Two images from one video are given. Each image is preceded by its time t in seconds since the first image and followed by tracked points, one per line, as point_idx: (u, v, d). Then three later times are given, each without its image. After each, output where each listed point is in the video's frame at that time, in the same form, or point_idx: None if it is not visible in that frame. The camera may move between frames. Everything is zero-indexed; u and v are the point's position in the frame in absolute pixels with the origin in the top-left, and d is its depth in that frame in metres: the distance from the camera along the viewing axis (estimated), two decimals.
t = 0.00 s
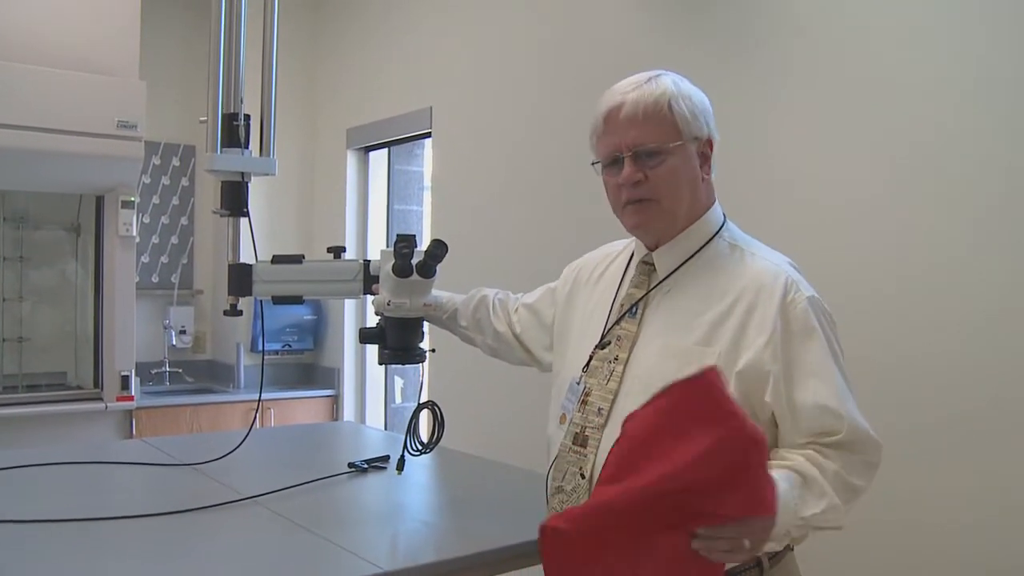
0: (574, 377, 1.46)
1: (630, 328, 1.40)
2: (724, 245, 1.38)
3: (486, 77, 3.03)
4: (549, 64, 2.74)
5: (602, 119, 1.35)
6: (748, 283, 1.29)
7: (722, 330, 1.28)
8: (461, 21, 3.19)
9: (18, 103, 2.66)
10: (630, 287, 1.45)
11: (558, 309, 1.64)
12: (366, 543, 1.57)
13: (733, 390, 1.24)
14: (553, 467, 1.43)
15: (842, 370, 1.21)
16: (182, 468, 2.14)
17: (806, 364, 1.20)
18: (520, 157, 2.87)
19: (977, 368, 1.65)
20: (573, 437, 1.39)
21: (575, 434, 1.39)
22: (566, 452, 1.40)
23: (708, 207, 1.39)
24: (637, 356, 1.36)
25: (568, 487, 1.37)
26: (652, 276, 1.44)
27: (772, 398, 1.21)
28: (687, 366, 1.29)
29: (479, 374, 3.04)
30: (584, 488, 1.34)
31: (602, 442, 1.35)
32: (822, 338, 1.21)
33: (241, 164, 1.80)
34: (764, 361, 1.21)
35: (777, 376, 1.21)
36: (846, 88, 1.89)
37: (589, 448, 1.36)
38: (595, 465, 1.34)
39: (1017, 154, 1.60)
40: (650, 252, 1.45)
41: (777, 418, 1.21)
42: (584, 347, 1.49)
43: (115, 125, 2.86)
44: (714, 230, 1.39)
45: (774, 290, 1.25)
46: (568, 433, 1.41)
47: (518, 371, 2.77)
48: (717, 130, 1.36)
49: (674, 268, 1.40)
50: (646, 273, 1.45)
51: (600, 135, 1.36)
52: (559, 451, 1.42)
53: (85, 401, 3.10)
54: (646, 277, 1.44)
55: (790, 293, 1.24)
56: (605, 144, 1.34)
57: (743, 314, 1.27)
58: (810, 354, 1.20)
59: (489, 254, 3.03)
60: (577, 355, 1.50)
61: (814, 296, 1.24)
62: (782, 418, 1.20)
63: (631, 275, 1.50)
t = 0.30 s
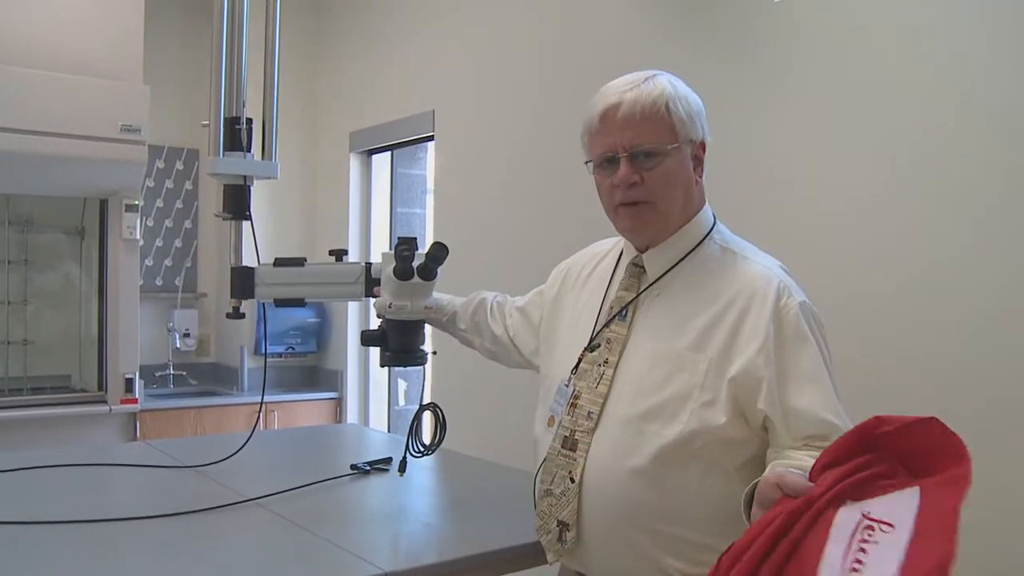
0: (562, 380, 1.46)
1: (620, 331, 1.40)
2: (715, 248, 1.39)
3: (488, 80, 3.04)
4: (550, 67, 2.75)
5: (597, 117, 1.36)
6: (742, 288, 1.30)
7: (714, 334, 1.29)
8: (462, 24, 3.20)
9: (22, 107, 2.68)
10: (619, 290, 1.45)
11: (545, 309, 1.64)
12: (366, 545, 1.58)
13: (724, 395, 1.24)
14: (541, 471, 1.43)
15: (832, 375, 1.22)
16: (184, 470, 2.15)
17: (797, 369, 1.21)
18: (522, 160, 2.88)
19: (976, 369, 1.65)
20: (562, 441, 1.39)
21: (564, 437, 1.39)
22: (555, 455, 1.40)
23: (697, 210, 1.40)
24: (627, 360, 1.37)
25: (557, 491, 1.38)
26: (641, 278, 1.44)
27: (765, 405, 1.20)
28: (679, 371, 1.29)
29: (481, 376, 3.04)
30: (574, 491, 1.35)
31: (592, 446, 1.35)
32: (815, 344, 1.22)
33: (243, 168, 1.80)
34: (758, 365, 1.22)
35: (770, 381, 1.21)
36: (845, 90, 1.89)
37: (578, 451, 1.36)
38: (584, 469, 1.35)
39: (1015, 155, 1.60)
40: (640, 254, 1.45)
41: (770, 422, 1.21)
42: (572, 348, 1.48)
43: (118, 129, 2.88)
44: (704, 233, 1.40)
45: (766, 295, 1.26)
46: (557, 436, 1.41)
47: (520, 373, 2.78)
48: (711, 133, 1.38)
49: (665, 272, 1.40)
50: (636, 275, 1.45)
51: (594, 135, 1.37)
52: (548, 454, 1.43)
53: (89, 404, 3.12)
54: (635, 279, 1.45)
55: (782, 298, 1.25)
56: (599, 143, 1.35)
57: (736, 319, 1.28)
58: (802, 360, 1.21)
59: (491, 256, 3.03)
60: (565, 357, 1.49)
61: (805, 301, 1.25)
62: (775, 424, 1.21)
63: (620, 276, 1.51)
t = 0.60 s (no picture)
0: (558, 373, 1.46)
1: (618, 324, 1.40)
2: (713, 241, 1.40)
3: (493, 74, 3.04)
4: (555, 62, 2.74)
5: (594, 108, 1.35)
6: (742, 283, 1.30)
7: (715, 329, 1.29)
8: (467, 19, 3.20)
9: (29, 101, 2.69)
10: (617, 283, 1.45)
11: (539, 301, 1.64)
12: (369, 538, 1.58)
13: (725, 391, 1.25)
14: (535, 464, 1.43)
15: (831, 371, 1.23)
16: (189, 463, 2.16)
17: (798, 365, 1.22)
18: (526, 155, 2.88)
19: (978, 367, 1.64)
20: (558, 434, 1.39)
21: (560, 430, 1.39)
22: (550, 448, 1.40)
23: (695, 204, 1.40)
24: (625, 353, 1.37)
25: (552, 485, 1.38)
26: (638, 271, 1.44)
27: (768, 401, 1.21)
28: (679, 365, 1.29)
29: (485, 372, 3.05)
30: (570, 485, 1.35)
31: (589, 439, 1.35)
32: (815, 342, 1.23)
33: (248, 162, 1.81)
34: (759, 361, 1.22)
35: (772, 377, 1.21)
36: (848, 86, 1.88)
37: (575, 445, 1.36)
38: (581, 462, 1.34)
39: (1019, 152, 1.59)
40: (638, 247, 1.45)
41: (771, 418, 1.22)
42: (569, 341, 1.48)
43: (124, 124, 2.89)
44: (702, 227, 1.41)
45: (768, 291, 1.26)
46: (552, 429, 1.41)
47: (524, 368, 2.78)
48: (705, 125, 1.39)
49: (663, 265, 1.40)
50: (633, 268, 1.45)
51: (591, 125, 1.37)
52: (542, 447, 1.42)
53: (95, 397, 3.13)
54: (632, 272, 1.45)
55: (783, 294, 1.26)
56: (597, 133, 1.35)
57: (736, 314, 1.28)
58: (803, 356, 1.22)
59: (496, 252, 3.03)
60: (560, 349, 1.49)
61: (804, 297, 1.27)
62: (776, 421, 1.21)
63: (616, 269, 1.51)
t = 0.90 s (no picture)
0: (555, 381, 1.46)
1: (616, 332, 1.40)
2: (711, 249, 1.40)
3: (493, 84, 3.05)
4: (555, 71, 2.75)
5: (594, 113, 1.35)
6: (742, 291, 1.30)
7: (715, 337, 1.29)
8: (467, 29, 3.21)
9: (31, 113, 2.70)
10: (615, 291, 1.45)
11: (535, 310, 1.64)
12: (370, 548, 1.58)
13: (727, 399, 1.24)
14: (533, 474, 1.42)
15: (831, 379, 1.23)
16: (190, 474, 2.16)
17: (800, 374, 1.22)
18: (526, 164, 2.88)
19: (980, 372, 1.64)
20: (556, 443, 1.39)
21: (558, 440, 1.38)
22: (548, 458, 1.39)
23: (693, 212, 1.41)
24: (624, 362, 1.37)
25: (550, 495, 1.37)
26: (636, 279, 1.44)
27: (769, 409, 1.20)
28: (681, 373, 1.29)
29: (487, 380, 3.04)
30: (570, 495, 1.34)
31: (589, 448, 1.34)
32: (816, 351, 1.23)
33: (249, 173, 1.81)
34: (760, 370, 1.22)
35: (774, 385, 1.21)
36: (847, 93, 1.89)
37: (574, 454, 1.36)
38: (580, 472, 1.34)
39: (1019, 157, 1.60)
40: (635, 255, 1.45)
41: (770, 426, 1.21)
42: (567, 349, 1.48)
43: (126, 135, 2.89)
44: (700, 235, 1.41)
45: (769, 299, 1.26)
46: (549, 439, 1.40)
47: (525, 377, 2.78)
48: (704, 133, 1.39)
49: (661, 272, 1.40)
50: (631, 276, 1.45)
51: (591, 129, 1.37)
52: (540, 457, 1.42)
53: (97, 408, 3.13)
54: (630, 280, 1.45)
55: (783, 303, 1.26)
56: (597, 138, 1.35)
57: (737, 323, 1.28)
58: (804, 365, 1.22)
59: (497, 260, 3.04)
60: (557, 357, 1.49)
61: (804, 305, 1.27)
62: (777, 430, 1.21)
63: (613, 278, 1.51)
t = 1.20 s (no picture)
0: (556, 383, 1.45)
1: (616, 333, 1.40)
2: (711, 249, 1.40)
3: (494, 85, 3.05)
4: (555, 72, 2.75)
5: (592, 113, 1.35)
6: (744, 291, 1.30)
7: (717, 337, 1.29)
8: (466, 31, 3.22)
9: (32, 117, 2.70)
10: (616, 292, 1.45)
11: (535, 310, 1.64)
12: (371, 550, 1.58)
13: (729, 400, 1.24)
14: (534, 476, 1.42)
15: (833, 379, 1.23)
16: (191, 476, 2.16)
17: (802, 374, 1.22)
18: (527, 165, 2.88)
19: (982, 372, 1.64)
20: (557, 445, 1.39)
21: (559, 442, 1.38)
22: (549, 460, 1.39)
23: (693, 213, 1.41)
24: (625, 363, 1.37)
25: (552, 497, 1.37)
26: (636, 280, 1.44)
27: (772, 409, 1.20)
28: (682, 374, 1.29)
29: (489, 382, 3.04)
30: (572, 497, 1.34)
31: (590, 450, 1.34)
32: (817, 352, 1.23)
33: (249, 175, 1.82)
34: (763, 371, 1.22)
35: (775, 386, 1.21)
36: (847, 93, 1.89)
37: (576, 456, 1.36)
38: (582, 473, 1.34)
39: (1021, 155, 1.59)
40: (635, 256, 1.45)
41: (773, 426, 1.21)
42: (568, 351, 1.48)
43: (126, 138, 2.89)
44: (700, 236, 1.41)
45: (771, 300, 1.26)
46: (550, 441, 1.40)
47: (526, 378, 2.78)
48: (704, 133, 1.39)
49: (661, 273, 1.40)
50: (631, 276, 1.45)
51: (590, 130, 1.37)
52: (541, 459, 1.42)
53: (98, 411, 3.13)
54: (630, 281, 1.44)
55: (785, 303, 1.26)
56: (596, 139, 1.35)
57: (738, 323, 1.28)
58: (806, 366, 1.22)
59: (498, 261, 3.04)
60: (557, 358, 1.49)
61: (805, 305, 1.26)
62: (779, 431, 1.21)
63: (613, 278, 1.51)
